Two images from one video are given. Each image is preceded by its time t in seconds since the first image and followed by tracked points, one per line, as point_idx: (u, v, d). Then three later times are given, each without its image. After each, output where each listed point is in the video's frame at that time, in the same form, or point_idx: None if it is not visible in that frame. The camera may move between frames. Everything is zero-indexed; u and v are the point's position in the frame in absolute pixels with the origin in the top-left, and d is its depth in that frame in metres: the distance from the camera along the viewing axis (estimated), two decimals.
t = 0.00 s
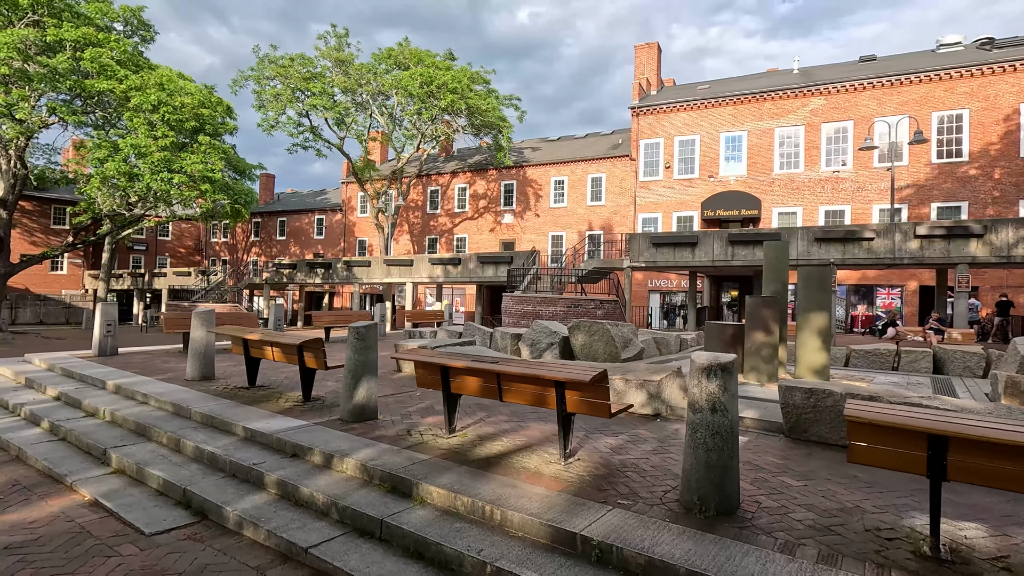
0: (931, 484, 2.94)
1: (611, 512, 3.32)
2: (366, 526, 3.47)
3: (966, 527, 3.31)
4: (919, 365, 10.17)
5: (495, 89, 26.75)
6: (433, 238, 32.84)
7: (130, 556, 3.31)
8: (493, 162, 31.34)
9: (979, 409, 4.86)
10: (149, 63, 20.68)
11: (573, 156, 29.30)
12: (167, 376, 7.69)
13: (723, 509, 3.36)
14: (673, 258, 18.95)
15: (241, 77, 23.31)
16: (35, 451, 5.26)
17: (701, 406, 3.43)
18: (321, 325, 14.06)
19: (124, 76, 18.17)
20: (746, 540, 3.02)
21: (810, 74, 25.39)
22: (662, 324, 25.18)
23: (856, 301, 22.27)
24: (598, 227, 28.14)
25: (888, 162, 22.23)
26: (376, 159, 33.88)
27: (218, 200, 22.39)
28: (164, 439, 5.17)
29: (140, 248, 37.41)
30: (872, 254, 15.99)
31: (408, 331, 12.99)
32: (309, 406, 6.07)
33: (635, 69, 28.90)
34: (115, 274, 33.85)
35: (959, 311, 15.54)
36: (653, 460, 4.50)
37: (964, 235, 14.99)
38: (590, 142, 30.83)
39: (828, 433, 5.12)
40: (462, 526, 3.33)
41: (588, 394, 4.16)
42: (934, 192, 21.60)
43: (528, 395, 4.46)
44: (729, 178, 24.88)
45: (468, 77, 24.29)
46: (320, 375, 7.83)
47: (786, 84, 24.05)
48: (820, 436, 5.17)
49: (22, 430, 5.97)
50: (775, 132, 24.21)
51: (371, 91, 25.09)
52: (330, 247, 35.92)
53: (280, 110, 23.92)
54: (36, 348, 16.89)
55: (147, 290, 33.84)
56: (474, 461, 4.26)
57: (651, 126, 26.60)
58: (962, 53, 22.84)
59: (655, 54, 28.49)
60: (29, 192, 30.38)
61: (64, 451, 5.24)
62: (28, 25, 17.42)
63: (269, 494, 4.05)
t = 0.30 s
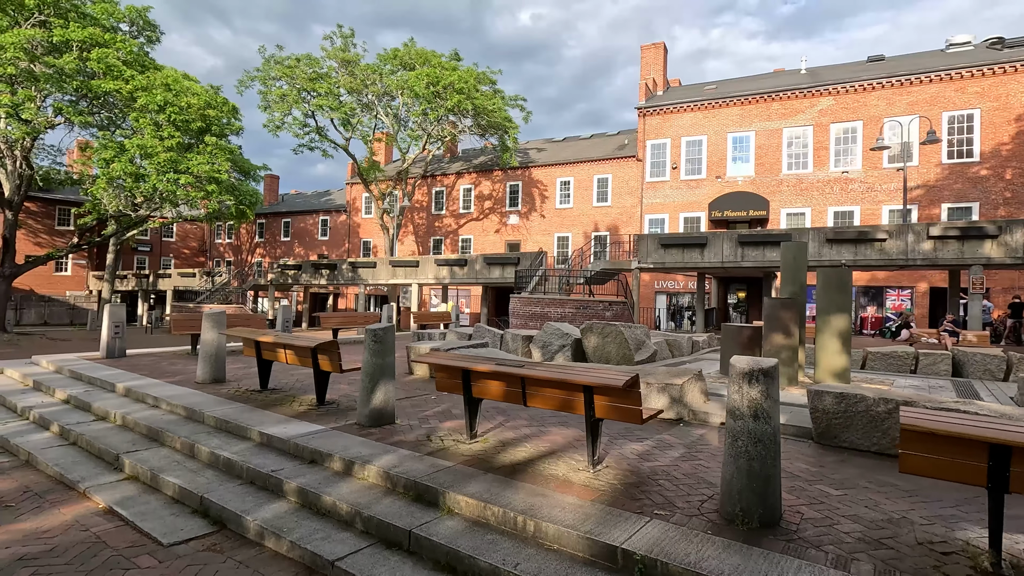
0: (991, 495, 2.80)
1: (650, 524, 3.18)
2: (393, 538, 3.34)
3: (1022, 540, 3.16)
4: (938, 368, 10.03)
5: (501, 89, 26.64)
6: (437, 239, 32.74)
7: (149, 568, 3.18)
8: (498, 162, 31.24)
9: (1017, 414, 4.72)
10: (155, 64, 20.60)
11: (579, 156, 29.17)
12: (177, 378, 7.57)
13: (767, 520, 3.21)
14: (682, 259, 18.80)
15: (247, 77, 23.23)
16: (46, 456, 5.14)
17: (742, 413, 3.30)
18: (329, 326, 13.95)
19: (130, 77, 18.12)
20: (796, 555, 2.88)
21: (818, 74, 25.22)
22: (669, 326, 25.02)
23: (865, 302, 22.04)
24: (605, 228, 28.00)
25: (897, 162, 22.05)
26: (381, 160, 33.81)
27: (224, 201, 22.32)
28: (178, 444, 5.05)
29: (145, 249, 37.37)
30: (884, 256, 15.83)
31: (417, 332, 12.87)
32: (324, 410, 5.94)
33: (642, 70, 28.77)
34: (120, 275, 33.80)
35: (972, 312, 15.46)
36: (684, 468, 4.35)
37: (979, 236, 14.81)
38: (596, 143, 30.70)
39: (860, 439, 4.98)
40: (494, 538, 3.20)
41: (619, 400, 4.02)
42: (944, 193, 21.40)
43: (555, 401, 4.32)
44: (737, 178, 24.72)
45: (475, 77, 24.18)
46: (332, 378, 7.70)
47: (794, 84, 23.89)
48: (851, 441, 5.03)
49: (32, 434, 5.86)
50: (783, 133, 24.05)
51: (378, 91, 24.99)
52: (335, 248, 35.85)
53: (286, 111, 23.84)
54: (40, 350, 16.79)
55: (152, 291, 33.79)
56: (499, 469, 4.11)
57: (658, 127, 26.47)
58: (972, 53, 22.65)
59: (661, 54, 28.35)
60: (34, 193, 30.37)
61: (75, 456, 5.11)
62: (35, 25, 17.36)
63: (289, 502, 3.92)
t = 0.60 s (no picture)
0: None
1: (695, 532, 3.01)
2: (422, 546, 3.17)
3: None
4: (956, 367, 9.89)
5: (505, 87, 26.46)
6: (440, 238, 32.57)
7: None
8: (502, 161, 31.06)
9: None
10: (157, 61, 20.41)
11: (583, 154, 28.99)
12: (185, 379, 7.40)
13: (819, 528, 3.04)
14: (690, 257, 18.63)
15: (249, 75, 23.04)
16: (53, 459, 4.97)
17: (790, 415, 3.13)
18: (334, 325, 13.78)
19: (133, 73, 17.95)
20: (856, 566, 2.71)
21: (824, 71, 25.05)
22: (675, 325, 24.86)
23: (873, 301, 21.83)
24: (609, 226, 27.83)
25: (905, 160, 21.89)
26: (383, 158, 33.63)
27: (227, 199, 22.15)
28: (190, 446, 4.88)
29: (146, 248, 37.20)
30: (894, 253, 15.69)
31: (424, 331, 12.70)
32: (338, 411, 5.78)
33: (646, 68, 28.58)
34: (121, 275, 33.62)
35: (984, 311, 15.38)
36: (718, 471, 4.18)
37: (992, 233, 14.64)
38: (600, 141, 30.52)
39: (896, 440, 4.81)
40: (530, 547, 3.03)
41: (653, 400, 3.85)
42: (953, 190, 21.22)
43: (584, 401, 4.16)
44: (743, 176, 24.56)
45: (479, 74, 24.00)
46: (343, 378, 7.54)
47: (801, 81, 23.71)
48: (887, 442, 4.85)
49: (37, 436, 5.68)
50: (789, 130, 23.88)
51: (381, 89, 24.79)
52: (337, 247, 35.67)
53: (289, 109, 23.65)
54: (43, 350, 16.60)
55: (153, 291, 33.60)
56: (527, 473, 3.95)
57: (663, 125, 26.30)
58: (980, 49, 22.48)
59: (665, 51, 28.13)
60: (34, 193, 30.16)
61: (83, 459, 4.94)
62: (36, 22, 17.15)
63: (310, 508, 3.76)
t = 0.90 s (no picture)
0: None
1: (741, 548, 2.87)
2: (453, 563, 3.04)
3: None
4: (971, 368, 9.77)
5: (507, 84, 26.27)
6: (442, 236, 32.40)
7: None
8: (504, 159, 30.87)
9: None
10: (157, 58, 20.19)
11: (586, 152, 28.83)
12: (192, 381, 7.26)
13: (869, 544, 2.91)
14: (696, 256, 18.50)
15: (250, 72, 22.82)
16: (61, 466, 4.82)
17: (838, 425, 3.00)
18: (340, 325, 13.64)
19: (133, 70, 17.78)
20: None
21: (829, 69, 24.90)
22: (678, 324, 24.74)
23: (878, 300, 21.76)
24: (612, 225, 27.70)
25: (911, 158, 21.76)
26: (385, 156, 33.42)
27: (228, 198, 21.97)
28: (202, 453, 4.75)
29: (145, 247, 36.99)
30: (903, 252, 15.53)
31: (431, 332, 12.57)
32: (352, 416, 5.64)
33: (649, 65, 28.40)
34: (120, 273, 33.43)
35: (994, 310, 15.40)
36: (751, 480, 4.05)
37: (1002, 232, 14.54)
38: (603, 139, 30.35)
39: (928, 447, 4.69)
40: (568, 565, 2.90)
41: (687, 407, 3.72)
42: (959, 188, 21.10)
43: (613, 408, 4.03)
44: (747, 174, 24.42)
45: (482, 71, 23.81)
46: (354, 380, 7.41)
47: (806, 79, 23.56)
48: (918, 449, 4.73)
49: (43, 442, 5.54)
50: (794, 128, 23.74)
51: (383, 87, 24.58)
52: (337, 245, 35.48)
53: (291, 106, 23.45)
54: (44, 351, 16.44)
55: (153, 290, 33.40)
56: (555, 482, 3.82)
57: (667, 122, 26.15)
58: (987, 46, 22.31)
59: (669, 49, 27.95)
60: (32, 191, 29.95)
61: (91, 466, 4.80)
62: (35, 18, 16.96)
63: (331, 520, 3.62)
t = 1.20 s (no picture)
0: None
1: (793, 554, 2.77)
2: (493, 569, 2.94)
3: None
4: (988, 367, 9.70)
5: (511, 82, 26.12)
6: (445, 235, 32.26)
7: None
8: (508, 156, 30.74)
9: None
10: (160, 55, 20.02)
11: (591, 150, 28.71)
12: (204, 381, 7.15)
13: (924, 549, 2.82)
14: (703, 254, 18.39)
15: (254, 69, 22.69)
16: (76, 468, 4.72)
17: (891, 426, 2.90)
18: (347, 324, 13.53)
19: (137, 67, 17.66)
20: None
21: (835, 66, 24.79)
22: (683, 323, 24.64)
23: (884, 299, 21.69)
24: (616, 223, 27.59)
25: (918, 155, 21.65)
26: (387, 154, 33.28)
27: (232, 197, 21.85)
28: (221, 455, 4.64)
29: (146, 245, 36.85)
30: (913, 250, 15.43)
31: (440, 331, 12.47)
32: (371, 417, 5.53)
33: (653, 63, 28.26)
34: (122, 272, 33.30)
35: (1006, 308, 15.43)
36: (787, 481, 3.96)
37: (1013, 230, 14.45)
38: (607, 137, 30.23)
39: (963, 447, 4.59)
40: (614, 571, 2.80)
41: (725, 408, 3.62)
42: (966, 186, 21.00)
43: (646, 409, 3.92)
44: (753, 172, 24.32)
45: (486, 69, 23.67)
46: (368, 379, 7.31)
47: (812, 76, 23.44)
48: (952, 450, 4.64)
49: (55, 443, 5.43)
50: (800, 125, 23.63)
51: (387, 84, 24.44)
52: (340, 244, 35.33)
53: (295, 104, 23.32)
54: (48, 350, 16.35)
55: (154, 288, 33.27)
56: (589, 484, 3.71)
57: (671, 120, 26.04)
58: (993, 43, 22.19)
59: (673, 46, 27.83)
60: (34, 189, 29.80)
61: (107, 468, 4.69)
62: (37, 14, 16.81)
63: (360, 524, 3.52)
